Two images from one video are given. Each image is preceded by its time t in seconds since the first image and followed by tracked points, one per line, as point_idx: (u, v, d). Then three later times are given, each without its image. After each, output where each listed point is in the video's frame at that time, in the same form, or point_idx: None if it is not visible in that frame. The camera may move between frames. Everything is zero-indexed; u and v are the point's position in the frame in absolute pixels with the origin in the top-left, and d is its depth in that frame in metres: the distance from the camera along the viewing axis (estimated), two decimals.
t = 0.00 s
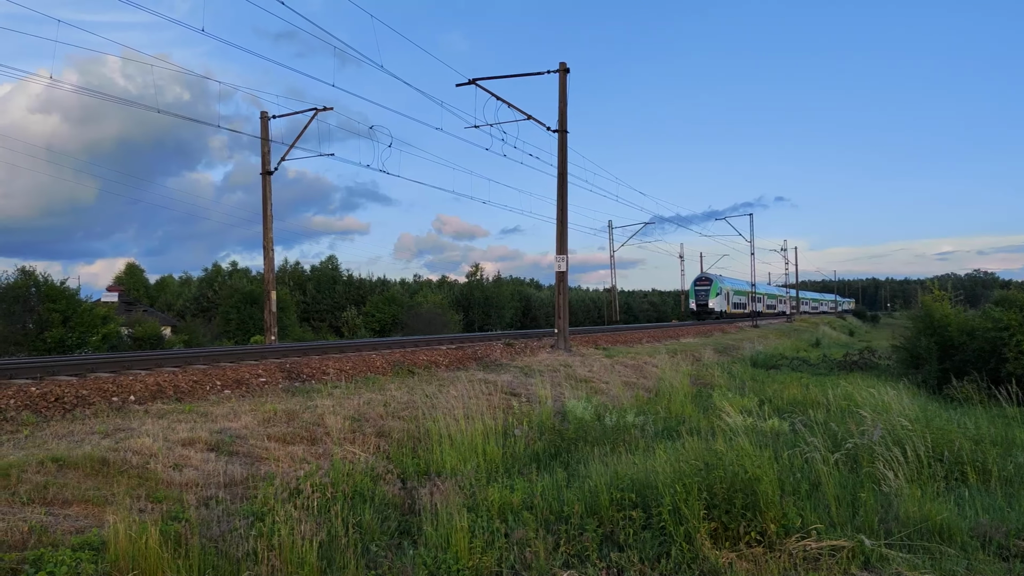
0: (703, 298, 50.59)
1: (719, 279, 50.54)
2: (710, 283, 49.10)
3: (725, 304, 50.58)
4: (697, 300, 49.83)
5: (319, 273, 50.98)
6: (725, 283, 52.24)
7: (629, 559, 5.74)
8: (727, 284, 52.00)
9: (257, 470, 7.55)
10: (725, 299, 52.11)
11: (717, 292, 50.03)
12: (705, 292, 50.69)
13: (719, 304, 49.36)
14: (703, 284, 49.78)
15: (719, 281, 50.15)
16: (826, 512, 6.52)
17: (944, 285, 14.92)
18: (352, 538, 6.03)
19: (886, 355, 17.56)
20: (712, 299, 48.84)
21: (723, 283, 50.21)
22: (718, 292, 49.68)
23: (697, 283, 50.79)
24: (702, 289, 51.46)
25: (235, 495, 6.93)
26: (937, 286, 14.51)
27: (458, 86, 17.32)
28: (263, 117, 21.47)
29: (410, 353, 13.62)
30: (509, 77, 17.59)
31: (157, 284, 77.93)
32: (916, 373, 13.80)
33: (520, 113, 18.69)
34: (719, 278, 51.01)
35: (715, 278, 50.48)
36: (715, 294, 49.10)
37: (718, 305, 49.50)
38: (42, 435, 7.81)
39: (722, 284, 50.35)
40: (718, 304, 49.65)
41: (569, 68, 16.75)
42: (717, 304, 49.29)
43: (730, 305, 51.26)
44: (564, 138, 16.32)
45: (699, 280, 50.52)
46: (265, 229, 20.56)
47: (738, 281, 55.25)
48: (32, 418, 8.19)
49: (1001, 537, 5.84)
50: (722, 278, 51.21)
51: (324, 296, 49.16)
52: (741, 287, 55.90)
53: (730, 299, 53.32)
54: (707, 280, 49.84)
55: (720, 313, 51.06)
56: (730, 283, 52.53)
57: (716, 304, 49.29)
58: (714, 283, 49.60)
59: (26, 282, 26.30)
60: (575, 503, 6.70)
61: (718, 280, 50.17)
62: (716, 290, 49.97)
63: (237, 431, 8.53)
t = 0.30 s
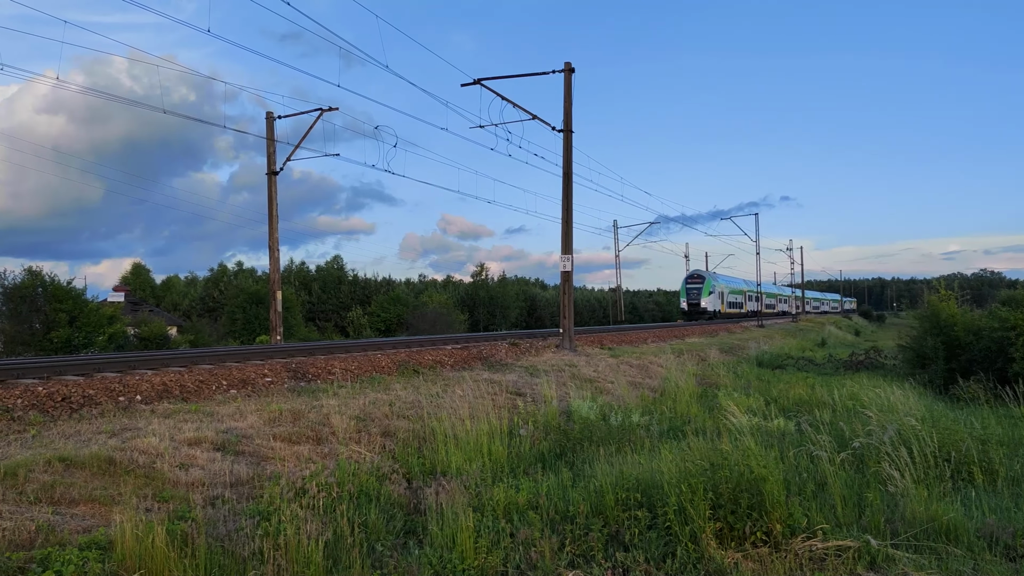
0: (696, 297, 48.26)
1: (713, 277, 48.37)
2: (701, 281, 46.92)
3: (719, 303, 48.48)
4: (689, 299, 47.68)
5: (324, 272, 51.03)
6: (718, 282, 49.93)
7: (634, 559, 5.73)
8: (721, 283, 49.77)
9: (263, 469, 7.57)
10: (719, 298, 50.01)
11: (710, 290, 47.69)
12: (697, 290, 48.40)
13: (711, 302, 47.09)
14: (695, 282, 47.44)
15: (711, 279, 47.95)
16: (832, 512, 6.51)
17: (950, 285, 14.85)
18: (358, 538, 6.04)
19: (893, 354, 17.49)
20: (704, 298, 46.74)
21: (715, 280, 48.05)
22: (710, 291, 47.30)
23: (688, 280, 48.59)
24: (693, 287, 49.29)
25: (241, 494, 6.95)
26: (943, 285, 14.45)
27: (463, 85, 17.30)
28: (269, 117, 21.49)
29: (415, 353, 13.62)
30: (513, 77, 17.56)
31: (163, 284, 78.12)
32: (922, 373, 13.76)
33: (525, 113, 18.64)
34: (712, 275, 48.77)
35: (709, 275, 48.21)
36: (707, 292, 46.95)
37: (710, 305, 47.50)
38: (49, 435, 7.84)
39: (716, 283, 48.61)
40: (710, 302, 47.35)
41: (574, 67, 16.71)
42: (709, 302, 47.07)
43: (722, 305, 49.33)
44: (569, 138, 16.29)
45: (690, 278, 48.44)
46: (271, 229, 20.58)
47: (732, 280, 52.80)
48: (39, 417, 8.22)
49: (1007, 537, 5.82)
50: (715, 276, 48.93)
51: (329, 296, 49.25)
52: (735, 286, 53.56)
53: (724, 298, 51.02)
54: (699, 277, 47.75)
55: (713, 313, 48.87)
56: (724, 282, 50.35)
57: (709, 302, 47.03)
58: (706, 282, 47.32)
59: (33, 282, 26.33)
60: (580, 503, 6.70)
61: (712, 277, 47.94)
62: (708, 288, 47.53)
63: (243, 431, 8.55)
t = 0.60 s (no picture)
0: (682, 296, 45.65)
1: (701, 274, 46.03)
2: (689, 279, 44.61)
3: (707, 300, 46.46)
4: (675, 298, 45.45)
5: (328, 272, 51.08)
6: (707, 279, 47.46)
7: (639, 559, 5.73)
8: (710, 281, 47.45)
9: (268, 469, 7.59)
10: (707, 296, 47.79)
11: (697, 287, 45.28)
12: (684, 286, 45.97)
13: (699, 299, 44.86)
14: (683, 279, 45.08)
15: (699, 276, 45.75)
16: (838, 512, 6.49)
17: (956, 284, 14.81)
18: (363, 537, 6.05)
19: (899, 354, 17.42)
20: (691, 296, 44.49)
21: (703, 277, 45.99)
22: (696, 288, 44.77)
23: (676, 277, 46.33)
24: (682, 285, 47.18)
25: (246, 493, 6.96)
26: (949, 285, 14.40)
27: (467, 85, 17.26)
28: (274, 117, 21.52)
29: (419, 352, 13.61)
30: (518, 77, 17.54)
31: (168, 283, 78.37)
32: (928, 373, 13.72)
33: (529, 112, 18.60)
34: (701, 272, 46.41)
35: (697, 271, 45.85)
36: (697, 289, 44.54)
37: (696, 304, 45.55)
38: (55, 434, 7.86)
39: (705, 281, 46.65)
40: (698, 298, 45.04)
41: (578, 66, 16.68)
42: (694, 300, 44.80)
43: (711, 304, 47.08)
44: (574, 137, 16.28)
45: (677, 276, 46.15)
46: (276, 229, 20.61)
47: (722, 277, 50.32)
48: (45, 417, 8.24)
49: (1014, 537, 5.80)
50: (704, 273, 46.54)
51: (334, 296, 49.33)
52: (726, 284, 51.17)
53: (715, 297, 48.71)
54: (687, 274, 45.57)
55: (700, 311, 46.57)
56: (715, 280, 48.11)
57: (695, 300, 44.88)
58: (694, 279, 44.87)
59: (39, 282, 26.41)
60: (585, 503, 6.69)
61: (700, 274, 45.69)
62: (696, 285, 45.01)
63: (248, 430, 8.57)
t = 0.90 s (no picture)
0: (665, 295, 41.94)
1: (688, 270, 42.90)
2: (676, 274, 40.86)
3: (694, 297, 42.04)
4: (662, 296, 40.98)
5: (332, 272, 51.13)
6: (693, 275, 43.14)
7: (643, 558, 5.73)
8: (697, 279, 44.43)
9: (273, 468, 7.60)
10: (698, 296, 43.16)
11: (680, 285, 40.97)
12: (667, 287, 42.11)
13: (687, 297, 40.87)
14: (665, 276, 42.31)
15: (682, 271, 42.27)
16: (842, 512, 6.48)
17: (961, 284, 14.77)
18: (367, 537, 6.05)
19: (903, 354, 17.35)
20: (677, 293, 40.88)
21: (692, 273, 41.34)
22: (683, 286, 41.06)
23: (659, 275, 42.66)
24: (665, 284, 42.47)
25: (250, 493, 6.97)
26: (954, 285, 14.36)
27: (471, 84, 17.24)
28: (278, 117, 21.57)
29: (423, 352, 13.60)
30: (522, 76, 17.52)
31: (171, 283, 78.49)
32: (932, 373, 13.68)
33: (533, 112, 18.53)
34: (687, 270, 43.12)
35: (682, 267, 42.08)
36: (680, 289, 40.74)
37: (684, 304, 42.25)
38: (60, 433, 7.88)
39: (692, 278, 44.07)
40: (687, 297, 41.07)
41: (582, 67, 16.65)
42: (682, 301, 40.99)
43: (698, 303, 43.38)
44: (578, 137, 16.27)
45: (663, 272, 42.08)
46: (280, 229, 20.63)
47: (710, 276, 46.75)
48: (50, 416, 8.26)
49: (1019, 537, 5.78)
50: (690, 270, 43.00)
51: (337, 295, 49.37)
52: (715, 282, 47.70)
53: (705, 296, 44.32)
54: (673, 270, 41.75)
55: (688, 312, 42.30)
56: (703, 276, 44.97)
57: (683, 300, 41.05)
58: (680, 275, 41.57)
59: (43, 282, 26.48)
60: (589, 503, 6.69)
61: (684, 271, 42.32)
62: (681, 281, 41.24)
63: (252, 430, 8.58)
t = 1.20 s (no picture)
0: (645, 293, 38.26)
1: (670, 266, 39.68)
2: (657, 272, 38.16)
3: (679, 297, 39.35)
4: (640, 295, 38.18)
5: (335, 271, 51.17)
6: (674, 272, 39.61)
7: (646, 559, 5.73)
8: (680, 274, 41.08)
9: (276, 468, 7.61)
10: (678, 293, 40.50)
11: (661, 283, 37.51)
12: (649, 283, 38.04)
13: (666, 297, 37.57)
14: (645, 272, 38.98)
15: (665, 268, 38.52)
16: (846, 512, 6.48)
17: (965, 283, 14.74)
18: (371, 536, 6.06)
19: (907, 354, 17.30)
20: (656, 291, 37.34)
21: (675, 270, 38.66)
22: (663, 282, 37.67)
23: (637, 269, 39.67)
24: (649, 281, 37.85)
25: (254, 493, 6.97)
26: (958, 284, 14.33)
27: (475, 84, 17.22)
28: (281, 117, 21.59)
29: (426, 352, 13.61)
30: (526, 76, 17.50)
31: (175, 283, 78.57)
32: (936, 373, 13.66)
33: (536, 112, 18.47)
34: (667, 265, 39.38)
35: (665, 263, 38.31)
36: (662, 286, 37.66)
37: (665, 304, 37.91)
38: (64, 433, 7.89)
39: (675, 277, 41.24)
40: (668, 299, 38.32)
41: (585, 66, 16.64)
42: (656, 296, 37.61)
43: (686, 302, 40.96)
44: (581, 137, 16.26)
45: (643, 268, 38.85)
46: (284, 229, 20.64)
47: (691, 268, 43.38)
48: (54, 416, 8.28)
49: None
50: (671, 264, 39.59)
51: (341, 295, 49.41)
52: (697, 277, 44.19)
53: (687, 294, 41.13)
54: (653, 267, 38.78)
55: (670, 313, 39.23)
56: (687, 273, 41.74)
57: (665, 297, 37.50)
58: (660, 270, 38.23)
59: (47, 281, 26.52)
60: (593, 502, 6.69)
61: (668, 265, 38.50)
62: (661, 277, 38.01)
63: (256, 429, 8.60)
